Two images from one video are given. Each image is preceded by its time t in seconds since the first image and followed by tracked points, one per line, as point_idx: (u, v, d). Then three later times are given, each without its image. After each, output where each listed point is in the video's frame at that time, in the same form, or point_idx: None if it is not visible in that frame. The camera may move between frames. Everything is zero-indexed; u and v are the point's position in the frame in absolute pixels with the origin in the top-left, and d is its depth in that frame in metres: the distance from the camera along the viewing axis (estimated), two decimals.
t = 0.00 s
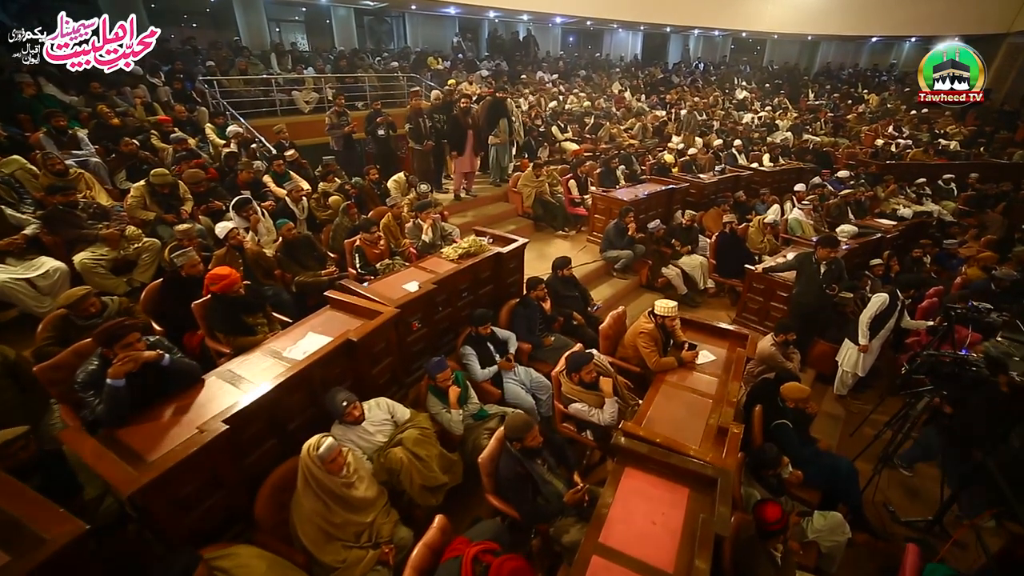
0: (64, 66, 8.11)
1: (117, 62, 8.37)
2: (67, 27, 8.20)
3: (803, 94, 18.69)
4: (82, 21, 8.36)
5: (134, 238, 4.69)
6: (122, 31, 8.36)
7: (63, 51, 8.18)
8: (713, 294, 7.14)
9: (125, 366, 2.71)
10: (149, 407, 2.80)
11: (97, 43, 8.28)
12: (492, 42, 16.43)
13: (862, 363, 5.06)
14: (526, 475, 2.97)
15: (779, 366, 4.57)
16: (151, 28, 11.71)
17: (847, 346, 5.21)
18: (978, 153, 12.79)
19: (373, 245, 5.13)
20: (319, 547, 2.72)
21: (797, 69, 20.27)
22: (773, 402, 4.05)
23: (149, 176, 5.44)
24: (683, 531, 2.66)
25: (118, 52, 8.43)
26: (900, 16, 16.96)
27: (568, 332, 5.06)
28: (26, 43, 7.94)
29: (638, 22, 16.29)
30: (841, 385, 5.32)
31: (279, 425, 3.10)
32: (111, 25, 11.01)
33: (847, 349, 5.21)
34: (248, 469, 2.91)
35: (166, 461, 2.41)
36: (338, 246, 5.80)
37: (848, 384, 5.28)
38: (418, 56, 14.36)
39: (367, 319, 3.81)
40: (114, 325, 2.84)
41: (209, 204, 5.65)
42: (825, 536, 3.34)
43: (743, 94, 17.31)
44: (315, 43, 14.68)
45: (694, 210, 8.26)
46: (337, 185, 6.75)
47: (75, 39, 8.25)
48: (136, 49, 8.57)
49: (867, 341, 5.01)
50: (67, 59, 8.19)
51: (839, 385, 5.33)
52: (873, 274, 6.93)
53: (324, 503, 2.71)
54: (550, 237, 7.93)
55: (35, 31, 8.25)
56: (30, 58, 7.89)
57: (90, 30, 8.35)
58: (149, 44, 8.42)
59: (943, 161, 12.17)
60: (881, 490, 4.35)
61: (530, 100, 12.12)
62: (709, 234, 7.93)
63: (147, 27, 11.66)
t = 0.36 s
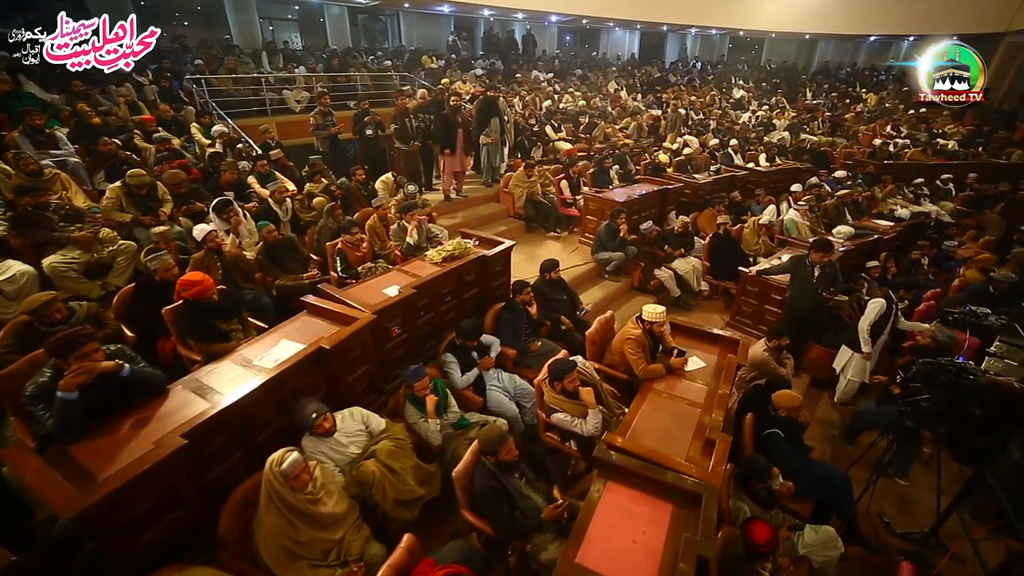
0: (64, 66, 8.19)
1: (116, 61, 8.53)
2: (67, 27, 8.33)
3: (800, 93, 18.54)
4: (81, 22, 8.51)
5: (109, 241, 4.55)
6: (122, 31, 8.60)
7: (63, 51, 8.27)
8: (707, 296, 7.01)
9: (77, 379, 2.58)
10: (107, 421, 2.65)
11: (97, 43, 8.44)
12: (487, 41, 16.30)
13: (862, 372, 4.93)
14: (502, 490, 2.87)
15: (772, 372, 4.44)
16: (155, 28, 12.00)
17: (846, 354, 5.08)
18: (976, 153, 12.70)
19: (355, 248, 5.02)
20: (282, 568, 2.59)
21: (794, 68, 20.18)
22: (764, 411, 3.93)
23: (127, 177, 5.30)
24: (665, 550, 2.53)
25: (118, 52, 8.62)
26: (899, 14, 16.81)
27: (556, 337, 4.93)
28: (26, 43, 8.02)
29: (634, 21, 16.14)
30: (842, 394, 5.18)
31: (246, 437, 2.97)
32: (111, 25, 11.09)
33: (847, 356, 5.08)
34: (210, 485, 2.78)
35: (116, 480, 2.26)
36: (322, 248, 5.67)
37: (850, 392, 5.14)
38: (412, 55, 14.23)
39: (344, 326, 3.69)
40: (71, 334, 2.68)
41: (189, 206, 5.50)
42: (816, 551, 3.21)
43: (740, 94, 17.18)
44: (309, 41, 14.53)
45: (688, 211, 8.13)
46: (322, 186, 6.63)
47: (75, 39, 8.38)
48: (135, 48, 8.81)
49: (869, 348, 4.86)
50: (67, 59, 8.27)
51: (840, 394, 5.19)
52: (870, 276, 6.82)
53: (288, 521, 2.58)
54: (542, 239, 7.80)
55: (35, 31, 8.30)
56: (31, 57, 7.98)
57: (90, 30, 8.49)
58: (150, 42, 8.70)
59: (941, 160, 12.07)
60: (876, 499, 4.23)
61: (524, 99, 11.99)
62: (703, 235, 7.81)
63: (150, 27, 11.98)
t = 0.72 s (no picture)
0: (64, 66, 8.14)
1: (116, 61, 8.35)
2: (67, 28, 8.27)
3: (797, 93, 18.42)
4: (82, 22, 8.39)
5: (84, 244, 4.44)
6: (122, 32, 8.37)
7: (62, 50, 8.24)
8: (700, 298, 6.88)
9: (32, 391, 2.50)
10: (62, 436, 2.54)
11: (97, 43, 8.29)
12: (482, 40, 16.18)
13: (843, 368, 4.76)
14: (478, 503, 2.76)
15: (764, 378, 4.31)
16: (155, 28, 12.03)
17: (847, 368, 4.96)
18: (973, 152, 12.59)
19: (337, 251, 4.92)
20: None
21: (792, 67, 20.04)
22: (755, 419, 3.82)
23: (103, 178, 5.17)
24: (646, 569, 2.42)
25: (118, 52, 8.46)
26: (897, 13, 16.72)
27: (543, 342, 4.82)
28: (26, 44, 8.00)
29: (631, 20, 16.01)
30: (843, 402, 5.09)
31: (212, 449, 2.86)
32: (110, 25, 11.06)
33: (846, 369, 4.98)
34: (172, 500, 2.66)
35: (63, 500, 2.14)
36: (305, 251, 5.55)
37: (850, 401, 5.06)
38: (406, 54, 14.12)
39: (320, 332, 3.60)
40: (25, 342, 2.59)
41: (168, 208, 5.38)
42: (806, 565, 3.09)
43: (736, 93, 17.08)
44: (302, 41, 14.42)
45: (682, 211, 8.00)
46: (308, 187, 6.52)
47: (75, 39, 8.32)
48: (135, 49, 8.58)
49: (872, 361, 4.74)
50: (67, 59, 8.24)
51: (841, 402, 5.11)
52: (865, 279, 6.71)
53: (251, 539, 2.46)
54: (533, 240, 7.67)
55: (35, 30, 8.29)
56: (31, 59, 7.93)
57: (90, 31, 8.42)
58: (150, 43, 8.45)
59: (938, 160, 11.98)
60: (870, 509, 4.12)
61: (518, 98, 11.88)
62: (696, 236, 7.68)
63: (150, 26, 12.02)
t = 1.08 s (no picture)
0: (64, 66, 8.21)
1: (116, 62, 8.28)
2: (67, 27, 8.23)
3: (793, 92, 18.31)
4: (83, 22, 8.36)
5: (50, 247, 4.30)
6: (121, 31, 8.25)
7: (63, 51, 8.28)
8: (691, 301, 6.75)
9: None
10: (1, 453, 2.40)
11: (97, 43, 8.30)
12: (474, 39, 16.05)
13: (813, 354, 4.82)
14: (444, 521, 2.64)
15: (752, 385, 4.18)
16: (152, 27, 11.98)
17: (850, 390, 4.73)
18: (968, 151, 12.50)
19: (314, 254, 4.81)
20: None
21: (787, 66, 19.97)
22: (741, 428, 3.69)
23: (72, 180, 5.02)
24: None
25: (118, 52, 8.37)
26: (892, 13, 16.62)
27: (526, 348, 4.70)
28: (26, 44, 8.13)
29: (625, 19, 15.88)
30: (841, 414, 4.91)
31: (168, 465, 2.72)
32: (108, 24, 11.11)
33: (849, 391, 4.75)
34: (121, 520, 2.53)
35: None
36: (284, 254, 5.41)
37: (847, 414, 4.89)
38: (398, 53, 13.98)
39: (289, 339, 3.49)
40: None
41: (142, 210, 5.23)
42: None
43: (731, 92, 16.97)
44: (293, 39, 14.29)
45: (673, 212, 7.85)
46: (289, 188, 6.39)
47: (75, 39, 8.29)
48: (136, 49, 8.43)
49: (872, 386, 4.58)
50: (67, 59, 8.29)
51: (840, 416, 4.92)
52: (858, 281, 6.60)
53: (201, 563, 2.31)
54: (521, 242, 7.54)
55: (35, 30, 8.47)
56: (30, 58, 8.06)
57: (90, 30, 8.37)
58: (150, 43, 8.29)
59: (933, 160, 11.89)
60: (861, 520, 4.00)
61: (510, 98, 11.75)
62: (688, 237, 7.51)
63: (149, 26, 12.00)
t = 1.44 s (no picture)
0: (64, 66, 8.24)
1: (116, 62, 8.38)
2: (67, 27, 8.31)
3: (788, 92, 18.21)
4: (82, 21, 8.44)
5: (16, 251, 4.18)
6: (122, 31, 8.32)
7: (63, 50, 8.31)
8: (681, 304, 6.63)
9: None
10: None
11: (97, 43, 8.38)
12: (467, 38, 15.92)
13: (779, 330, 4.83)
14: (406, 541, 2.53)
15: (739, 393, 4.06)
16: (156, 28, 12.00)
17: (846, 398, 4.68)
18: (963, 151, 12.40)
19: (290, 259, 4.71)
20: None
21: (782, 65, 19.85)
22: (726, 439, 3.57)
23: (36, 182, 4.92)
24: None
25: (117, 52, 8.44)
26: (886, 10, 16.52)
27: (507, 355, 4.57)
28: (27, 43, 8.15)
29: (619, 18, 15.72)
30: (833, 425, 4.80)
31: (117, 482, 2.60)
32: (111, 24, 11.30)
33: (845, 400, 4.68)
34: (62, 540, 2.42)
35: None
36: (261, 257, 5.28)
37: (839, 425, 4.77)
38: (389, 53, 13.85)
39: (255, 348, 3.38)
40: None
41: (115, 213, 5.10)
42: None
43: (726, 91, 16.87)
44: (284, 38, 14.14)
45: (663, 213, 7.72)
46: (271, 191, 6.28)
47: (75, 39, 8.37)
48: (135, 49, 8.49)
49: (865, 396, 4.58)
50: (68, 59, 8.32)
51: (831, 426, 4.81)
52: (850, 283, 6.48)
53: None
54: (509, 244, 7.43)
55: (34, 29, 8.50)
56: (31, 58, 8.08)
57: (90, 30, 8.44)
58: (150, 44, 8.38)
59: (927, 160, 11.80)
60: (849, 531, 3.88)
61: (501, 98, 11.63)
62: (678, 239, 7.37)
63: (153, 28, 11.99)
